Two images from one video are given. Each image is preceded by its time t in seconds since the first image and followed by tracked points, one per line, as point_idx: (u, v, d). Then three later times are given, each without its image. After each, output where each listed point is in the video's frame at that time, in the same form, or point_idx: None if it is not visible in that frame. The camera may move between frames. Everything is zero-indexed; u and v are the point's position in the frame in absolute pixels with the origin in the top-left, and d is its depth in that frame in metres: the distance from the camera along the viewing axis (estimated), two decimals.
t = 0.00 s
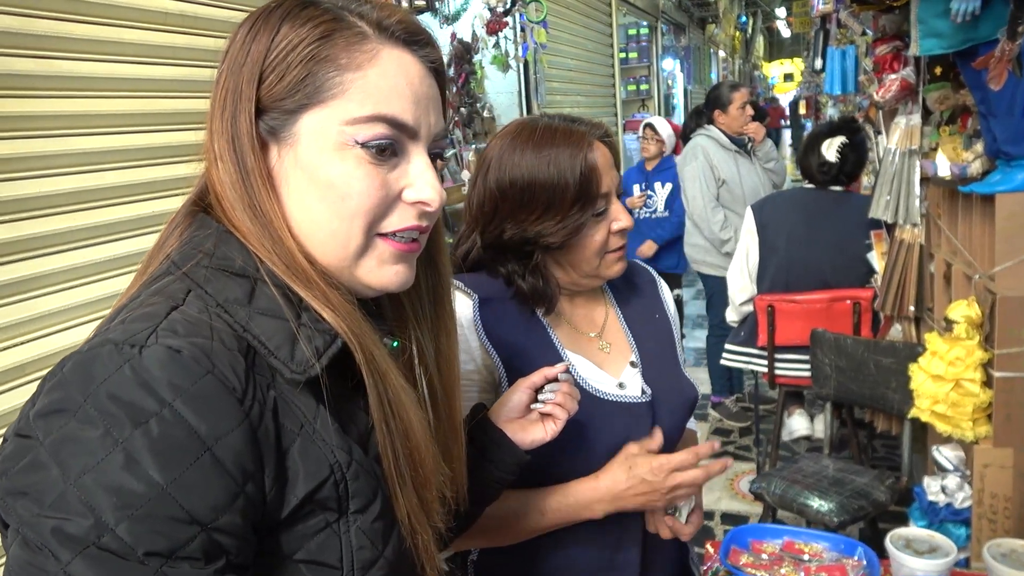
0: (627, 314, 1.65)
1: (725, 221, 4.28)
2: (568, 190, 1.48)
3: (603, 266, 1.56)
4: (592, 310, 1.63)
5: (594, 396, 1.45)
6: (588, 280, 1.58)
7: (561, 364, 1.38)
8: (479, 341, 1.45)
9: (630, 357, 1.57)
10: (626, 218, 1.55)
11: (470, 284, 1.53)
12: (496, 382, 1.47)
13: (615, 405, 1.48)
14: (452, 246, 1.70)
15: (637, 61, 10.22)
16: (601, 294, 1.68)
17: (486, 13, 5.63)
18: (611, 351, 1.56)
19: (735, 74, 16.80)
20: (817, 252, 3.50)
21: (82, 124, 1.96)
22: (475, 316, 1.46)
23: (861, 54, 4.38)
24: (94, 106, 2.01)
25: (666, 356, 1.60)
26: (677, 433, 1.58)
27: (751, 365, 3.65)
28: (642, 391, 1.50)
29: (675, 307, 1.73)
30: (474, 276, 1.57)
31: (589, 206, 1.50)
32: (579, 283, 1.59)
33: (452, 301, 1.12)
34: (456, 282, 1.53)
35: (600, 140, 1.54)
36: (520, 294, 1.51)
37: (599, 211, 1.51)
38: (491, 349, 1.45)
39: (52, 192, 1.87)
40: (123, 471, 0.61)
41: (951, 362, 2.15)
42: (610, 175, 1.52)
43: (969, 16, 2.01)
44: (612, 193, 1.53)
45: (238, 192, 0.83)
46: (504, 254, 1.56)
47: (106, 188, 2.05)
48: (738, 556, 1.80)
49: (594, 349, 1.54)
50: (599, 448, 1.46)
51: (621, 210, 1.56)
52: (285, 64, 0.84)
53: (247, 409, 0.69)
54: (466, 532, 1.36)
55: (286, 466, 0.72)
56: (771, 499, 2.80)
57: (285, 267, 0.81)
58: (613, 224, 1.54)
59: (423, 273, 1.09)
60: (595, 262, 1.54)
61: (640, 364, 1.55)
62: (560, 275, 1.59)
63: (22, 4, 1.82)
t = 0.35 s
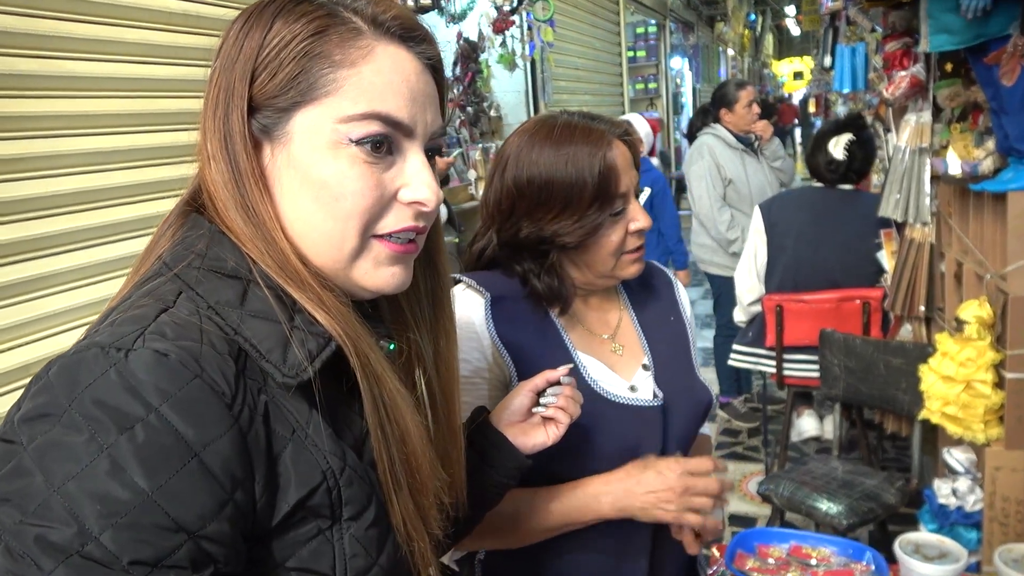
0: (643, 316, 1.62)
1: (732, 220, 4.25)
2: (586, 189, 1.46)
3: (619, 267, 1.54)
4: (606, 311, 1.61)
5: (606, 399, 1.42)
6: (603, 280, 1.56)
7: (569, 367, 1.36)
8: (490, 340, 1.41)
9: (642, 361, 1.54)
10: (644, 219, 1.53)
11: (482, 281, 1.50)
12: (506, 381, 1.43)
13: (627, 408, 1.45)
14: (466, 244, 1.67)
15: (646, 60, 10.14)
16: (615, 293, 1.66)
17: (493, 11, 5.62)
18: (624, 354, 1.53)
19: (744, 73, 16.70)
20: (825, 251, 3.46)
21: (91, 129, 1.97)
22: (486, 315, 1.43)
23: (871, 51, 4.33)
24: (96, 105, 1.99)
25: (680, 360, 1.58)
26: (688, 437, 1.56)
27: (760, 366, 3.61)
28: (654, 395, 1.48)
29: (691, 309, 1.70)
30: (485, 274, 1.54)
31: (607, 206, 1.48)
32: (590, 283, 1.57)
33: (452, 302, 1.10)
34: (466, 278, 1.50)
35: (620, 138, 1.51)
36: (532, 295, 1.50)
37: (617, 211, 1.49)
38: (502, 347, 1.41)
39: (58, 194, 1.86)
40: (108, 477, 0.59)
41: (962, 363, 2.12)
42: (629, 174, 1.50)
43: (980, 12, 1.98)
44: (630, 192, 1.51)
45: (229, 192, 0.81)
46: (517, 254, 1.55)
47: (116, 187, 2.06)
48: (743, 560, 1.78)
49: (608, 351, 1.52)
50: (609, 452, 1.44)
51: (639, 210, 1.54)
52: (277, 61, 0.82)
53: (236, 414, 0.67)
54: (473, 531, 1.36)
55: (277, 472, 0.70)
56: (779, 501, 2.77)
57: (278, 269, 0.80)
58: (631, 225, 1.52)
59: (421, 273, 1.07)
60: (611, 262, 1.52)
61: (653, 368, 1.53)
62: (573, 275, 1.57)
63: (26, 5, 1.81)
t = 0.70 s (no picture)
0: (655, 316, 1.62)
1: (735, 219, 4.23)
2: (524, 176, 1.53)
3: (577, 256, 1.52)
4: (617, 312, 1.60)
5: (613, 398, 1.41)
6: (573, 271, 1.56)
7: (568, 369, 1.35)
8: (499, 335, 1.42)
9: (653, 361, 1.54)
10: (595, 205, 1.49)
11: (493, 277, 1.50)
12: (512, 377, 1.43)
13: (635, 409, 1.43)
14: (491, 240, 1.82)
15: (651, 58, 10.08)
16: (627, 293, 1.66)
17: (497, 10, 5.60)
18: (635, 353, 1.53)
19: (750, 71, 16.61)
20: (830, 250, 3.44)
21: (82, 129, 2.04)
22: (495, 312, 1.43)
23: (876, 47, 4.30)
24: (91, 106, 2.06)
25: (692, 360, 1.56)
26: (699, 440, 1.54)
27: (765, 365, 3.59)
28: (663, 396, 1.47)
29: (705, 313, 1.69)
30: (492, 271, 1.54)
31: (544, 192, 1.52)
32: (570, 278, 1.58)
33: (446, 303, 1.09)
34: (476, 274, 1.50)
35: (576, 126, 1.54)
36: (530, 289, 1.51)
37: (556, 198, 1.51)
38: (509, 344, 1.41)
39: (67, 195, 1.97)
40: (89, 484, 0.59)
41: (968, 362, 2.10)
42: (571, 161, 1.50)
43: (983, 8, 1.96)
44: (576, 179, 1.50)
45: (217, 192, 0.81)
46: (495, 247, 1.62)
47: (118, 189, 2.15)
48: (745, 562, 1.76)
49: (618, 351, 1.52)
50: (619, 451, 1.42)
51: (590, 197, 1.50)
52: (263, 60, 0.81)
53: (221, 419, 0.67)
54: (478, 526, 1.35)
55: (263, 478, 0.69)
56: (783, 501, 2.75)
57: (266, 271, 0.79)
58: (581, 212, 1.49)
59: (414, 274, 1.07)
60: (565, 251, 1.52)
61: (664, 368, 1.53)
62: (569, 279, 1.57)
63: None
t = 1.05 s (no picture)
0: (662, 309, 1.60)
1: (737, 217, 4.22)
2: (520, 180, 1.55)
3: (564, 262, 1.52)
4: (624, 305, 1.59)
5: (610, 391, 1.43)
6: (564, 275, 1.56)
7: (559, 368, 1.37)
8: (498, 320, 1.45)
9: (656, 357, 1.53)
10: (577, 213, 1.47)
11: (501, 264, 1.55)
12: (503, 371, 1.46)
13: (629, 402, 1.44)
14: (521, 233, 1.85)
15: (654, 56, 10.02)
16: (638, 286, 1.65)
17: (497, 10, 5.68)
18: (638, 348, 1.53)
19: (754, 68, 16.53)
20: (833, 247, 3.42)
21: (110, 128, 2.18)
22: (497, 298, 1.46)
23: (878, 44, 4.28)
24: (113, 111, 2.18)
25: (698, 355, 1.55)
26: (701, 438, 1.52)
27: (768, 364, 3.58)
28: (659, 391, 1.46)
29: (721, 310, 1.65)
30: (499, 258, 1.59)
31: (535, 198, 1.53)
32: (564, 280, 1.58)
33: (436, 304, 1.09)
34: (485, 261, 1.54)
35: (569, 130, 1.52)
36: (534, 275, 1.54)
37: (544, 205, 1.51)
38: (508, 332, 1.45)
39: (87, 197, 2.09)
40: (70, 491, 0.59)
41: (970, 358, 2.09)
42: (557, 168, 1.49)
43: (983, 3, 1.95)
44: (562, 185, 1.49)
45: (203, 192, 0.81)
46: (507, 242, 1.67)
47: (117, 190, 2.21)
48: (746, 560, 1.75)
49: (621, 346, 1.52)
50: (606, 444, 1.44)
51: (574, 204, 1.48)
52: (249, 58, 0.81)
53: (203, 423, 0.67)
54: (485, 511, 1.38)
55: (248, 483, 0.69)
56: (787, 500, 2.73)
57: (251, 273, 0.79)
58: (564, 220, 1.48)
59: (404, 274, 1.07)
60: (553, 256, 1.53)
61: (666, 364, 1.51)
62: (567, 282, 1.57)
63: None
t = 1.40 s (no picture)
0: (656, 300, 1.58)
1: (731, 213, 4.21)
2: (517, 167, 1.56)
3: (550, 251, 1.52)
4: (618, 300, 1.58)
5: (600, 382, 1.43)
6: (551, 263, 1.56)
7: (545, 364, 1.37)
8: (490, 315, 1.46)
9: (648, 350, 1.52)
10: (564, 201, 1.47)
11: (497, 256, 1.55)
12: (491, 363, 1.46)
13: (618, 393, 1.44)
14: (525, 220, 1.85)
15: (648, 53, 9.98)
16: (633, 280, 1.63)
17: (490, 9, 5.59)
18: (631, 341, 1.52)
19: (748, 64, 16.50)
20: (825, 242, 3.42)
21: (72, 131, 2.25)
22: (491, 290, 1.47)
23: (870, 39, 4.28)
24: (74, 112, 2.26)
25: (698, 347, 1.53)
26: (696, 431, 1.51)
27: (761, 359, 3.58)
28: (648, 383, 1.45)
29: (719, 302, 1.63)
30: (496, 250, 1.60)
31: (528, 183, 1.53)
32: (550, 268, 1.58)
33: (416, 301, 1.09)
34: (482, 254, 1.55)
35: (569, 122, 1.52)
36: (528, 266, 1.54)
37: (536, 191, 1.52)
38: (501, 322, 1.45)
39: (49, 198, 2.16)
40: (43, 494, 0.58)
41: (961, 351, 2.10)
42: (552, 156, 1.49)
43: None
44: (554, 174, 1.49)
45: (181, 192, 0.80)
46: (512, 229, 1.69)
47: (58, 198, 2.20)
48: (737, 554, 1.76)
49: (614, 339, 1.52)
50: (595, 437, 1.44)
51: (563, 193, 1.49)
52: (229, 57, 0.80)
53: (179, 424, 0.67)
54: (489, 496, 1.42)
55: (224, 483, 0.69)
56: (781, 494, 2.74)
57: (230, 274, 0.79)
58: (552, 208, 1.48)
59: (385, 272, 1.06)
60: (540, 243, 1.53)
61: (657, 356, 1.50)
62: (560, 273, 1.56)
63: None
